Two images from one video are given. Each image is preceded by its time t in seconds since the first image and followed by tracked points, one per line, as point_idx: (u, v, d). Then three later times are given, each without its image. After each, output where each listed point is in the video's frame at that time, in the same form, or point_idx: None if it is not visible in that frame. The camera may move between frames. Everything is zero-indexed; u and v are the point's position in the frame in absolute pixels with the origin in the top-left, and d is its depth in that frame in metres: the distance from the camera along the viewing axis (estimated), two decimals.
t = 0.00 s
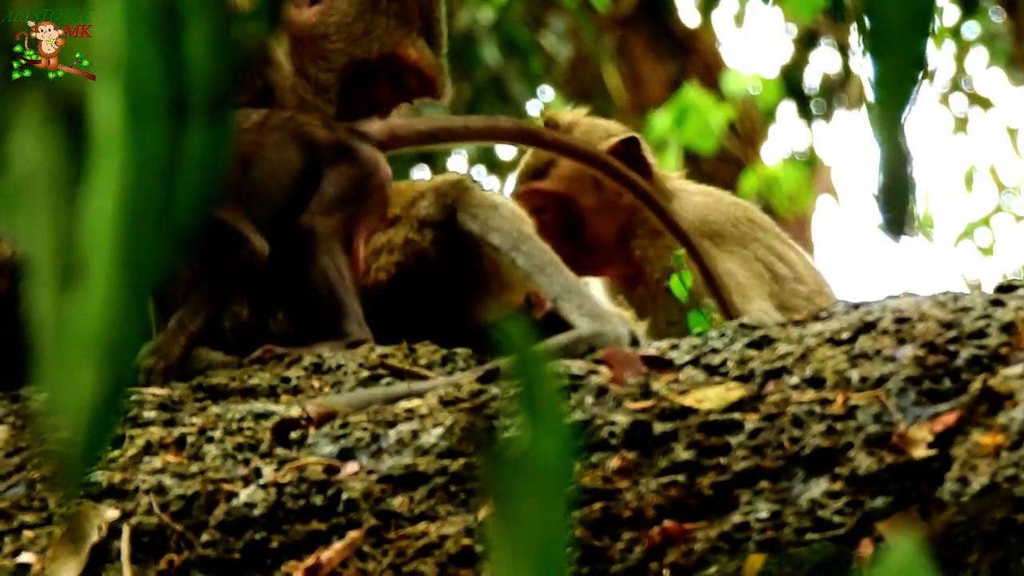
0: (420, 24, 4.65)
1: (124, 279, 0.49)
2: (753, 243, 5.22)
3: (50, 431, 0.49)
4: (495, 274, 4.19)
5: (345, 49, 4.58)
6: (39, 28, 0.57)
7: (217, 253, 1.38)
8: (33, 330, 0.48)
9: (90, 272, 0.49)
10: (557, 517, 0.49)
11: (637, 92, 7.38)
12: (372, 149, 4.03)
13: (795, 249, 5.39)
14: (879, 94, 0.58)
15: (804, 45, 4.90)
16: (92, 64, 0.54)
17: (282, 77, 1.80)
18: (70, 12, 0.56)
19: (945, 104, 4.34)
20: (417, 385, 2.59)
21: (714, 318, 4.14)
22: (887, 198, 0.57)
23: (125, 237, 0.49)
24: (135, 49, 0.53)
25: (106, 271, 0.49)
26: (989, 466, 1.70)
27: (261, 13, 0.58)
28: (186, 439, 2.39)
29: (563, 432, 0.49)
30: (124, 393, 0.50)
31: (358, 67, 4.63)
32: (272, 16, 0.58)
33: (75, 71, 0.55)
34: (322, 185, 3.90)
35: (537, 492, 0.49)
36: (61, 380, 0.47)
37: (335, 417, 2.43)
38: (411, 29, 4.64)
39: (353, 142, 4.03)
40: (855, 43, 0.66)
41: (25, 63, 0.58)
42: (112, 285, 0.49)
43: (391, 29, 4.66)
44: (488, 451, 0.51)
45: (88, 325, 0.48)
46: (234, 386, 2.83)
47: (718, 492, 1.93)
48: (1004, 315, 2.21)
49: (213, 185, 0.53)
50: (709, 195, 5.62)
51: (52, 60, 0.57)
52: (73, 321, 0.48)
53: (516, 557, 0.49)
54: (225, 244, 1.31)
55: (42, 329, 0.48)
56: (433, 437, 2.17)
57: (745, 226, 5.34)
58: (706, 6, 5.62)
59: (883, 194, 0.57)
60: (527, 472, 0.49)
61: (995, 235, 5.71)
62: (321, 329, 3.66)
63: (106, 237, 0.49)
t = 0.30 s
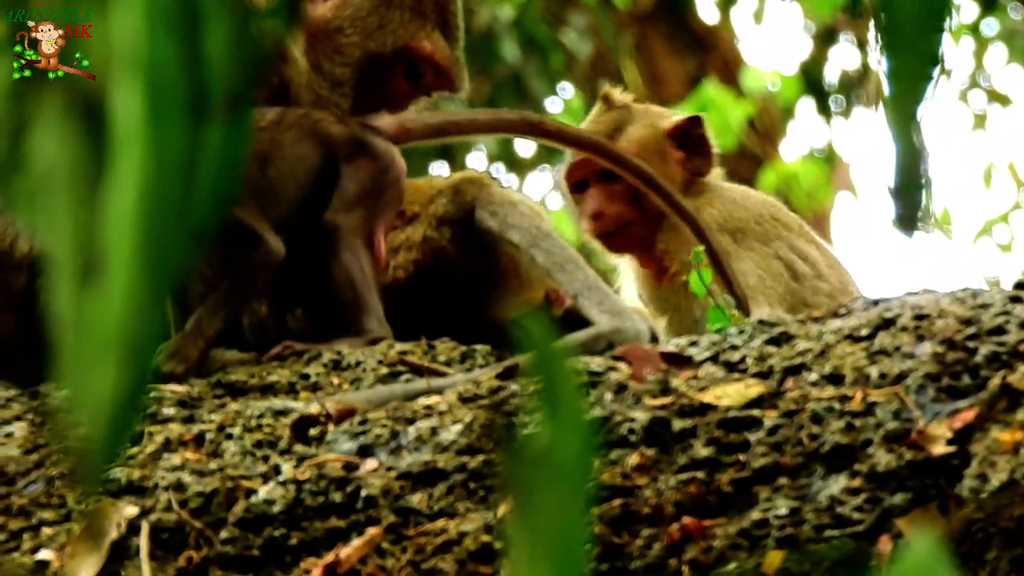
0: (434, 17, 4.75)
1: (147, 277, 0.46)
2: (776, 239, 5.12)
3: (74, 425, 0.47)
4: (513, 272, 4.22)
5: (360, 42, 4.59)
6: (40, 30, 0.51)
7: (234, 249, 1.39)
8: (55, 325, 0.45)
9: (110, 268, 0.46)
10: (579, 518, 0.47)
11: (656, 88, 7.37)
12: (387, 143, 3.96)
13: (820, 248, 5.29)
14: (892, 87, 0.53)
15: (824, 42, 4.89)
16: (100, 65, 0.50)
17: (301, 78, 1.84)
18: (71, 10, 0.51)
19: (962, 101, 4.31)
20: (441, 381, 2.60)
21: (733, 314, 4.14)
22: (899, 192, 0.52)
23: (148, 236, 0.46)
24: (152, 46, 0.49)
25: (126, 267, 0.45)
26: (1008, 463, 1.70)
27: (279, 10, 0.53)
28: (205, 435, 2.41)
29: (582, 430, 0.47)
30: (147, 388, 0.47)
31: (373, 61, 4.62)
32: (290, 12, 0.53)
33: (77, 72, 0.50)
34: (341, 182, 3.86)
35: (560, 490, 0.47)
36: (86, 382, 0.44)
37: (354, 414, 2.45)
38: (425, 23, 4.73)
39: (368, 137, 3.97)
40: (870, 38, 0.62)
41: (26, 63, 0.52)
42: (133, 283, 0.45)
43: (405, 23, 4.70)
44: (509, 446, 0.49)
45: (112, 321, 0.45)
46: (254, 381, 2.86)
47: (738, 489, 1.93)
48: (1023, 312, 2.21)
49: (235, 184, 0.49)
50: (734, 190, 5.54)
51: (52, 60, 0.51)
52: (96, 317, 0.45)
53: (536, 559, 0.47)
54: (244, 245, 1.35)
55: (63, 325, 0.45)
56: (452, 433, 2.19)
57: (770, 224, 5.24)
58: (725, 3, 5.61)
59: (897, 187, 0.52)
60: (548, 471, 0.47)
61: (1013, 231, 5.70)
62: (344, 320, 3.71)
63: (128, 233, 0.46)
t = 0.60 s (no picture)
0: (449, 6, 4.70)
1: (161, 275, 0.45)
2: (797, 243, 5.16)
3: (86, 423, 0.46)
4: (523, 265, 4.22)
5: (374, 33, 4.59)
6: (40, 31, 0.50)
7: (244, 249, 1.39)
8: (65, 324, 0.44)
9: (121, 267, 0.45)
10: (589, 515, 0.46)
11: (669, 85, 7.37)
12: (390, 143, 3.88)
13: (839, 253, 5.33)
14: (910, 87, 0.51)
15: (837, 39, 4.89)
16: (111, 64, 0.48)
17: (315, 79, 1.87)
18: (70, 11, 0.50)
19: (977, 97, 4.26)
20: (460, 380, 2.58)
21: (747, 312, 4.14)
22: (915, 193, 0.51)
23: (160, 235, 0.44)
24: (162, 43, 0.48)
25: (137, 268, 0.44)
26: (1022, 460, 1.70)
27: (292, 7, 0.52)
28: (218, 433, 2.42)
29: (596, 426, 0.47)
30: (158, 387, 0.46)
31: (387, 52, 4.64)
32: (303, 9, 0.53)
33: (77, 73, 0.48)
34: (344, 181, 3.81)
35: (569, 494, 0.46)
36: (96, 380, 0.43)
37: (367, 411, 2.46)
38: (440, 13, 4.70)
39: (372, 140, 3.89)
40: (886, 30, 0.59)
41: (25, 64, 0.50)
42: (145, 283, 0.44)
43: (421, 12, 4.66)
44: (523, 443, 0.49)
45: (123, 321, 0.44)
46: (266, 379, 2.87)
47: (751, 486, 1.93)
48: None
49: (248, 179, 0.48)
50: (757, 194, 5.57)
51: (53, 60, 0.50)
52: (108, 317, 0.44)
53: (552, 559, 0.46)
54: (253, 245, 1.36)
55: (73, 325, 0.44)
56: (465, 431, 2.20)
57: (792, 228, 5.27)
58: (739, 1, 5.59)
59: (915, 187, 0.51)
60: (562, 466, 0.47)
61: None
62: (355, 318, 3.72)
63: (140, 232, 0.44)
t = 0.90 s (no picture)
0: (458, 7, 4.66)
1: (168, 272, 0.44)
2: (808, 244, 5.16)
3: (92, 423, 0.45)
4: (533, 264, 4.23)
5: (382, 33, 4.58)
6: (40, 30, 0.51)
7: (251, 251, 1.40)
8: (72, 322, 0.43)
9: (129, 264, 0.44)
10: (598, 511, 0.46)
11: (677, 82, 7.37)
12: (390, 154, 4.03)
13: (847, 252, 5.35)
14: (914, 84, 0.48)
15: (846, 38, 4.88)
16: (116, 64, 0.48)
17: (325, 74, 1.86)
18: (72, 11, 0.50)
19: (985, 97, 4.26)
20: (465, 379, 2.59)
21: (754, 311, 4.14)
22: (920, 192, 0.48)
23: (169, 231, 0.44)
24: (171, 43, 0.47)
25: (144, 265, 0.44)
26: None
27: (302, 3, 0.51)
28: (226, 431, 2.42)
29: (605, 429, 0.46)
30: (164, 386, 0.46)
31: (396, 52, 4.63)
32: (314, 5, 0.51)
33: (77, 72, 0.49)
34: (344, 183, 3.90)
35: (576, 489, 0.46)
36: (103, 381, 0.42)
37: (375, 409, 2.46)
38: (449, 12, 4.65)
39: (374, 147, 4.05)
40: (891, 35, 0.56)
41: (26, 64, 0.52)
42: (153, 282, 0.44)
43: (428, 11, 4.61)
44: (529, 444, 0.48)
45: (130, 320, 0.43)
46: (275, 377, 2.87)
47: (759, 485, 1.93)
48: None
49: (258, 177, 0.47)
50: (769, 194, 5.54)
51: (52, 60, 0.52)
52: (115, 313, 0.43)
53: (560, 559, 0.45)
54: (261, 243, 1.38)
55: (81, 323, 0.43)
56: (473, 429, 2.20)
57: (803, 228, 5.26)
58: None
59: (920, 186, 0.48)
60: (569, 467, 0.46)
61: None
62: (363, 316, 3.70)
63: (147, 230, 0.44)
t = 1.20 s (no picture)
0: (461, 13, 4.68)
1: (170, 275, 0.44)
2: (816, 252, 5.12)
3: (93, 427, 0.46)
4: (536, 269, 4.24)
5: (385, 40, 4.62)
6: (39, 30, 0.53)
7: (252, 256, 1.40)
8: (74, 324, 0.43)
9: (130, 268, 0.44)
10: (600, 517, 0.46)
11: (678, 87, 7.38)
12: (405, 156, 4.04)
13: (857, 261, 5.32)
14: (917, 89, 0.48)
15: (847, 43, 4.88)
16: (118, 67, 0.48)
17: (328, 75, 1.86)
18: (72, 11, 0.51)
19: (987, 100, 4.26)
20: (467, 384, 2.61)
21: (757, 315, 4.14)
22: (923, 195, 0.48)
23: (171, 237, 0.44)
24: (174, 48, 0.47)
25: (147, 268, 0.44)
26: None
27: (303, 8, 0.52)
28: (228, 437, 2.43)
29: (607, 434, 0.47)
30: (167, 392, 0.46)
31: (398, 58, 4.66)
32: (316, 11, 0.52)
33: (76, 73, 0.50)
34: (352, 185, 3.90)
35: (578, 493, 0.46)
36: (104, 386, 0.43)
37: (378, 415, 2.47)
38: (452, 18, 4.67)
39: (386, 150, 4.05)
40: (894, 41, 0.56)
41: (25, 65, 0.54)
42: (155, 285, 0.44)
43: (431, 18, 4.65)
44: (532, 449, 0.48)
45: (131, 324, 0.44)
46: (277, 383, 2.87)
47: (762, 490, 1.93)
48: None
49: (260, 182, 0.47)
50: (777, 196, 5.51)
51: (52, 60, 0.53)
52: (117, 316, 0.44)
53: (561, 562, 0.46)
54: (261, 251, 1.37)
55: (83, 327, 0.43)
56: (475, 435, 2.20)
57: (811, 235, 5.23)
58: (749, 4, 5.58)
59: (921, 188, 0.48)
60: (573, 472, 0.47)
61: None
62: (363, 324, 3.72)
63: (149, 234, 0.44)
